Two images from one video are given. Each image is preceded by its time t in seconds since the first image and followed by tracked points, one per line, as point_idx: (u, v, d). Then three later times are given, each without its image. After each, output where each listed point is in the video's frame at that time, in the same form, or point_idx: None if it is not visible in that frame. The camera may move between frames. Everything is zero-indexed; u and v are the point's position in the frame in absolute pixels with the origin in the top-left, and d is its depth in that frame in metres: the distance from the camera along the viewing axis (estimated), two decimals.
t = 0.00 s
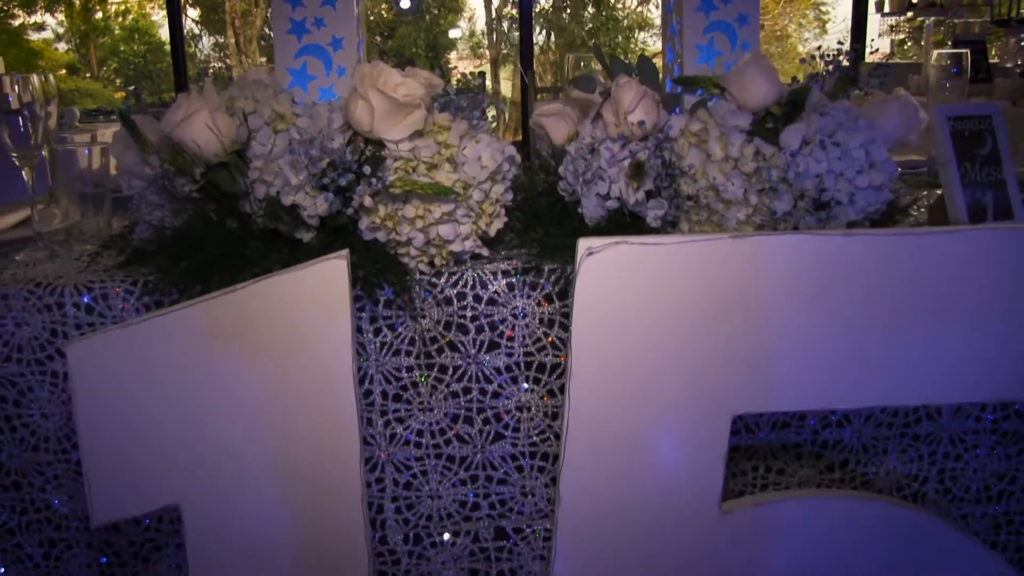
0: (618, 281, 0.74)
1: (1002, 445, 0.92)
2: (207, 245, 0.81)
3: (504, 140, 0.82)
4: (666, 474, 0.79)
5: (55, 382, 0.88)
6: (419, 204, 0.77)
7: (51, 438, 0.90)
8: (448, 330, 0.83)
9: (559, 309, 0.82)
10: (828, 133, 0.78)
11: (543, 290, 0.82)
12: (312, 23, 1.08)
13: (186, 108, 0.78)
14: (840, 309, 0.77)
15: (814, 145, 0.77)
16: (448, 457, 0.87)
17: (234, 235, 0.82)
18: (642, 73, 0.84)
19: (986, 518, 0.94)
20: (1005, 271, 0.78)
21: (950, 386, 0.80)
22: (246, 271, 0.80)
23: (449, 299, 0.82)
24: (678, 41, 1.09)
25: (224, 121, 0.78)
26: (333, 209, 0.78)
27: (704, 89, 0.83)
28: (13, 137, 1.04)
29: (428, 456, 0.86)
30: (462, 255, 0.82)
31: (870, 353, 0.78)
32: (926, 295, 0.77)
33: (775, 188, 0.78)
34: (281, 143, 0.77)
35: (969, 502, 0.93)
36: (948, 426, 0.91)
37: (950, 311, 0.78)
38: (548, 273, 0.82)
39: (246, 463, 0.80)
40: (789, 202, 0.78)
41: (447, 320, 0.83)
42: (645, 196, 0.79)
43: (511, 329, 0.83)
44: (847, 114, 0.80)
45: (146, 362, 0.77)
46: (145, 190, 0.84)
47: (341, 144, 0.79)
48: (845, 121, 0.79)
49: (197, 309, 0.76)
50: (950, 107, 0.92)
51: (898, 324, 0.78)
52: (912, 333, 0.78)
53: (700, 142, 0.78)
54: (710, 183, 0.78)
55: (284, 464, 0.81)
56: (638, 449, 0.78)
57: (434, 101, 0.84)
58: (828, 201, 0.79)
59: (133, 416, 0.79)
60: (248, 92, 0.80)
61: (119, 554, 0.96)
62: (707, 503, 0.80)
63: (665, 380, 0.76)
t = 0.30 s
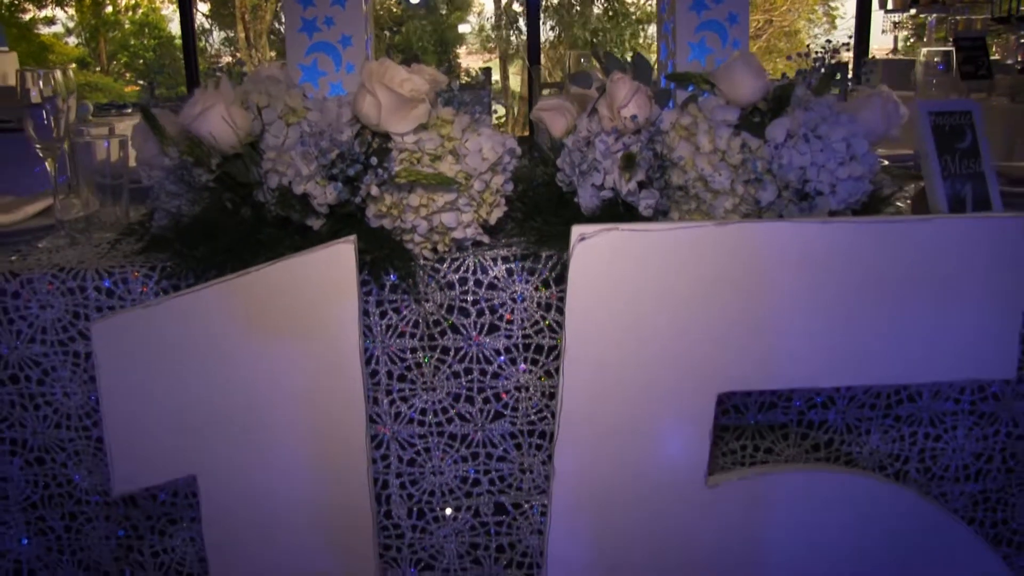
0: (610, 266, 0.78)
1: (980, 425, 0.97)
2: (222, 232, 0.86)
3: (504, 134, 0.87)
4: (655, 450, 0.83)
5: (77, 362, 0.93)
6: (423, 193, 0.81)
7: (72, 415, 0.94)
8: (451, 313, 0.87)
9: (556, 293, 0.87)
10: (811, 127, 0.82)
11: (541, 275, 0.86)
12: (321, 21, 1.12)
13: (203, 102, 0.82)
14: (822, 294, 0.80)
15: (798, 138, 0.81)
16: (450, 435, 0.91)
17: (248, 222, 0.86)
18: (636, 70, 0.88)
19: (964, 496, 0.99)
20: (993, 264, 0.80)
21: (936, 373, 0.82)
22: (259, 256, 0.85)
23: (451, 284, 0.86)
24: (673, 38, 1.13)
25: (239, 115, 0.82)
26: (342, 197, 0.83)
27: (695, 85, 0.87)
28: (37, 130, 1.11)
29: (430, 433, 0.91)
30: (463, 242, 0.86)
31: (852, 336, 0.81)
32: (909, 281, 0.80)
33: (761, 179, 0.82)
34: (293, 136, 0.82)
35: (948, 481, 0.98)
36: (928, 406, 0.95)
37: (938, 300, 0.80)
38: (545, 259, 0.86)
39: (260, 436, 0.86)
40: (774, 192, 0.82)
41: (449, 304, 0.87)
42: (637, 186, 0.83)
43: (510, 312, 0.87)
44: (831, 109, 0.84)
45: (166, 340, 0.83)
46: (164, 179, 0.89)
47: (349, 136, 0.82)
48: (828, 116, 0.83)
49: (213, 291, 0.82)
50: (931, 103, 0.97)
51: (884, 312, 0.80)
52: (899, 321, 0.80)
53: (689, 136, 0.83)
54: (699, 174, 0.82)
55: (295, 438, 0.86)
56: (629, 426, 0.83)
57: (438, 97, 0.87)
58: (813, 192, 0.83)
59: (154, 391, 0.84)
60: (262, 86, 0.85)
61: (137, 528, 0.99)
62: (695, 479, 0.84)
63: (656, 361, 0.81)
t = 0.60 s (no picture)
0: (594, 249, 0.82)
1: (953, 404, 1.01)
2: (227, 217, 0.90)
3: (496, 124, 0.91)
4: (639, 425, 0.88)
5: (89, 343, 0.97)
6: (418, 180, 0.86)
7: (85, 394, 0.99)
8: (446, 295, 0.92)
9: (545, 276, 0.91)
10: (787, 117, 0.86)
11: (531, 259, 0.91)
12: (322, 17, 1.17)
13: (209, 95, 0.87)
14: (797, 275, 0.84)
15: (775, 128, 0.85)
16: (445, 412, 0.96)
17: (252, 209, 0.91)
18: (622, 64, 0.92)
19: (939, 472, 1.04)
20: (961, 246, 0.84)
21: (906, 350, 0.86)
22: (263, 241, 0.89)
23: (445, 267, 0.91)
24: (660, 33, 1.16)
25: (244, 107, 0.86)
26: (342, 184, 0.88)
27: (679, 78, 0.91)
28: (50, 122, 1.16)
29: (426, 411, 0.95)
30: (456, 228, 0.90)
31: (825, 315, 0.85)
32: (879, 262, 0.84)
33: (739, 167, 0.86)
34: (295, 127, 0.85)
35: (923, 457, 1.03)
36: (903, 385, 1.00)
37: (906, 280, 0.85)
38: (535, 243, 0.90)
39: (265, 411, 0.90)
40: (751, 179, 0.86)
41: (444, 287, 0.91)
42: (622, 174, 0.88)
43: (502, 295, 0.91)
44: (807, 100, 0.88)
45: (174, 319, 0.87)
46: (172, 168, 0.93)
47: (349, 125, 0.86)
48: (804, 107, 0.87)
49: (218, 272, 0.86)
50: (907, 94, 1.01)
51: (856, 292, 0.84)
52: (870, 300, 0.85)
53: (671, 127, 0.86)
54: (682, 163, 0.86)
55: (297, 412, 0.91)
56: (615, 402, 0.87)
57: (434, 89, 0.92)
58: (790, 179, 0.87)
59: (165, 368, 0.89)
60: (265, 80, 0.89)
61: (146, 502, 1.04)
62: (676, 452, 0.89)
63: (640, 339, 0.85)
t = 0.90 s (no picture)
0: (581, 232, 0.86)
1: (932, 386, 1.04)
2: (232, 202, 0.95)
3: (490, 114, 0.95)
4: (624, 400, 0.91)
5: (101, 321, 1.03)
6: (415, 166, 0.90)
7: (96, 371, 1.05)
8: (441, 278, 0.96)
9: (536, 259, 0.95)
10: (768, 107, 0.90)
11: (522, 242, 0.95)
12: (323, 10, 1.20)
13: (215, 85, 0.91)
14: (775, 258, 0.88)
15: (756, 117, 0.89)
16: (440, 390, 1.00)
17: (256, 194, 0.95)
18: (610, 55, 0.96)
19: (918, 452, 1.06)
20: (939, 233, 0.87)
21: (880, 330, 0.90)
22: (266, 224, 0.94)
23: (440, 250, 0.95)
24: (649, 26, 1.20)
25: (249, 97, 0.91)
26: (342, 170, 0.92)
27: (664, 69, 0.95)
28: (63, 112, 1.19)
29: (422, 388, 0.99)
30: (451, 212, 0.94)
31: (802, 296, 0.89)
32: (855, 245, 0.87)
33: (721, 154, 0.90)
34: (297, 116, 0.90)
35: (903, 437, 1.06)
36: (883, 366, 1.03)
37: (881, 263, 0.88)
38: (526, 227, 0.94)
39: (268, 386, 0.95)
40: (733, 166, 0.90)
41: (440, 269, 0.95)
42: (610, 161, 0.91)
43: (495, 277, 0.95)
44: (788, 90, 0.91)
45: (182, 296, 0.92)
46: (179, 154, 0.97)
47: (349, 114, 0.90)
48: (784, 97, 0.91)
49: (224, 252, 0.91)
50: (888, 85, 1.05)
51: (831, 274, 0.88)
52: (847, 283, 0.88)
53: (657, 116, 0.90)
54: (667, 150, 0.89)
55: (298, 388, 0.95)
56: (602, 380, 0.91)
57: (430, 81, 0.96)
58: (772, 166, 0.91)
59: (173, 344, 0.93)
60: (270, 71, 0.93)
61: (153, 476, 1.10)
62: (659, 427, 0.93)
63: (626, 318, 0.89)
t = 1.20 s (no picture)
0: (574, 215, 0.90)
1: (919, 368, 1.07)
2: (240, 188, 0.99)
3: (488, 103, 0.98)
4: (617, 379, 0.95)
5: (115, 304, 1.08)
6: (415, 154, 0.94)
7: (111, 351, 1.10)
8: (441, 261, 0.99)
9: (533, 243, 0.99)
10: (757, 95, 0.93)
11: (520, 227, 0.98)
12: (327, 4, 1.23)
13: (224, 75, 0.95)
14: (761, 240, 0.91)
15: (745, 105, 0.92)
16: (441, 370, 1.03)
17: (263, 181, 0.99)
18: (605, 47, 0.99)
19: (906, 433, 1.09)
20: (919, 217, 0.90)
21: (863, 310, 0.93)
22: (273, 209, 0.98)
23: (440, 235, 0.98)
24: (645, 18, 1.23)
25: (256, 87, 0.94)
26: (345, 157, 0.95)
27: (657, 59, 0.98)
28: (80, 104, 1.24)
29: (423, 368, 1.03)
30: (450, 198, 0.97)
31: (788, 277, 0.92)
32: (837, 227, 0.91)
33: (710, 142, 0.93)
34: (302, 105, 0.93)
35: (892, 419, 1.08)
36: (871, 349, 1.06)
37: (863, 245, 0.92)
38: (523, 213, 0.98)
39: (275, 364, 0.99)
40: (722, 153, 0.93)
41: (440, 253, 0.99)
42: (604, 148, 0.95)
43: (493, 260, 0.99)
44: (776, 80, 0.94)
45: (193, 277, 0.96)
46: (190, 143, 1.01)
47: (352, 102, 0.95)
48: (773, 86, 0.94)
49: (233, 235, 0.94)
50: (876, 76, 1.07)
51: (815, 256, 0.92)
52: (831, 265, 0.92)
53: (649, 104, 0.93)
54: (659, 138, 0.92)
55: (304, 366, 0.99)
56: (596, 358, 0.94)
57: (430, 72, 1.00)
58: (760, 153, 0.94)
59: (184, 323, 0.97)
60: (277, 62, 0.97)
61: (165, 454, 1.15)
62: (650, 404, 0.96)
63: (618, 300, 0.92)
